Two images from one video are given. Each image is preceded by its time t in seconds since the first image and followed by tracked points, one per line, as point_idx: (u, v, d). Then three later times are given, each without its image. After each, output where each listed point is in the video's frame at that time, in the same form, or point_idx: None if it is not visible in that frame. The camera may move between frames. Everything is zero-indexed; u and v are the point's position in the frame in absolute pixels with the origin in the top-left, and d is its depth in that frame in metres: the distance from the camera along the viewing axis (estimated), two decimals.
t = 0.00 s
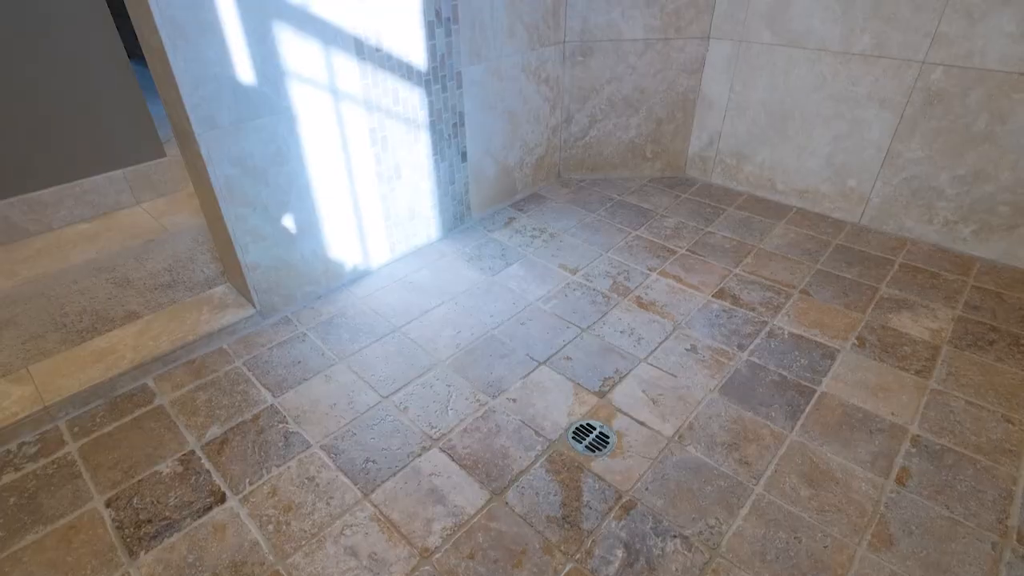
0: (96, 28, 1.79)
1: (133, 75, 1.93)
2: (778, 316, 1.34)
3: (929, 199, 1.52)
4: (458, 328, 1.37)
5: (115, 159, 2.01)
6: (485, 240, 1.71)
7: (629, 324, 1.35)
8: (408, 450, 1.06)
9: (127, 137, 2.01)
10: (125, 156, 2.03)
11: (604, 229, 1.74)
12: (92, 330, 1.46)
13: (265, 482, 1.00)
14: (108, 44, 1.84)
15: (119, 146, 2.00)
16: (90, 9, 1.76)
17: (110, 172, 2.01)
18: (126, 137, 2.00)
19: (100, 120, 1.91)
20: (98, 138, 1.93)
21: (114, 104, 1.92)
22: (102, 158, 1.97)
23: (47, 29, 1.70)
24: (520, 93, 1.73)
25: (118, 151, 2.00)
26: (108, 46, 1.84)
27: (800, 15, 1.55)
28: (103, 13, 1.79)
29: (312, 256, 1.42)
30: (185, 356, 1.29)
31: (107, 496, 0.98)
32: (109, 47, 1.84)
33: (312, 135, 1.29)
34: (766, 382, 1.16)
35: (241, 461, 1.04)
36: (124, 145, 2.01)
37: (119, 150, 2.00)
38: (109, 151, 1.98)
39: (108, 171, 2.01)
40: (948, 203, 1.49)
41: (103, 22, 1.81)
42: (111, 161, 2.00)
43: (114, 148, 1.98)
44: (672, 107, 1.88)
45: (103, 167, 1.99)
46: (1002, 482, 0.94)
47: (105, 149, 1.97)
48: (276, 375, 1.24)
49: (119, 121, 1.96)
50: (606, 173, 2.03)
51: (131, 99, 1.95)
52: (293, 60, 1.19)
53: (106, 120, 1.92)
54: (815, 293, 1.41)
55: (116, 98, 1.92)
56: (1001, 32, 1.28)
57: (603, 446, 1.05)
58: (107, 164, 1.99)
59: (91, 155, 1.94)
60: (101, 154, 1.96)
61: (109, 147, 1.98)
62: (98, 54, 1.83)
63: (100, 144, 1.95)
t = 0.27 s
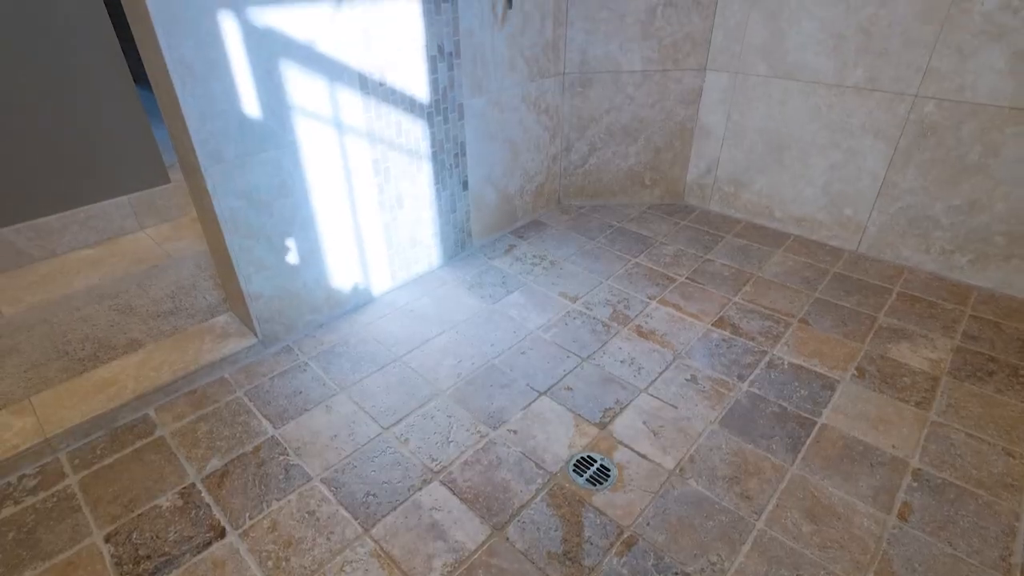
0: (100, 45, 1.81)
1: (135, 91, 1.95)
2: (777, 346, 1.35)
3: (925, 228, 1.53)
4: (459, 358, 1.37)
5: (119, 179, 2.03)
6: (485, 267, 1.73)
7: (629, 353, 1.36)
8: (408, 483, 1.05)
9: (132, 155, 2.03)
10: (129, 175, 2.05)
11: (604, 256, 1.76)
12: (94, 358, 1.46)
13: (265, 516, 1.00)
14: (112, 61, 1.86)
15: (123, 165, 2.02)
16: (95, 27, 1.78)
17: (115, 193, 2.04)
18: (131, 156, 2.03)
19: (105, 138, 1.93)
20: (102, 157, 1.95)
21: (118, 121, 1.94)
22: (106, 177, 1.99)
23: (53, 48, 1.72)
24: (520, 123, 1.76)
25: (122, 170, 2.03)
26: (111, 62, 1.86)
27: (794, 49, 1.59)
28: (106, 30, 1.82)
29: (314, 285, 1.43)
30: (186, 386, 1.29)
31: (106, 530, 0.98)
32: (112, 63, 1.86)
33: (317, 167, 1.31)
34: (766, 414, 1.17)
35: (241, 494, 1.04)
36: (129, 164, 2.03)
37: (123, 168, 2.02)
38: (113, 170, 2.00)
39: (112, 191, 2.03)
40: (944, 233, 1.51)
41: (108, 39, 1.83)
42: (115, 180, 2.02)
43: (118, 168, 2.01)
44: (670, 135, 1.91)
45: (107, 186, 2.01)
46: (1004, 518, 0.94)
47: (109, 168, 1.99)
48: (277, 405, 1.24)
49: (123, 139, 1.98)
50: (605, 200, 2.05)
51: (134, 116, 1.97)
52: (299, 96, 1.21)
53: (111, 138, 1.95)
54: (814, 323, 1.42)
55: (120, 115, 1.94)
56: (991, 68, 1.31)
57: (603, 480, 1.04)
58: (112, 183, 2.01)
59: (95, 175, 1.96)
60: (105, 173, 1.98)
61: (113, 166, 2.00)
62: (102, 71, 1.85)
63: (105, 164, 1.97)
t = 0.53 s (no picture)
0: (104, 71, 1.83)
1: (139, 115, 1.97)
2: (776, 376, 1.35)
3: (921, 257, 1.55)
4: (459, 387, 1.37)
5: (124, 204, 2.05)
6: (485, 294, 1.74)
7: (629, 383, 1.36)
8: (408, 517, 1.05)
9: (137, 180, 2.05)
10: (135, 199, 2.07)
11: (603, 283, 1.77)
12: (94, 386, 1.47)
13: (265, 550, 0.99)
14: (116, 86, 1.88)
15: (128, 190, 2.04)
16: (99, 53, 1.80)
17: (121, 217, 2.06)
18: (136, 181, 2.05)
19: (110, 163, 1.95)
20: (108, 183, 1.98)
21: (123, 146, 1.96)
22: (112, 202, 2.02)
23: (58, 74, 1.74)
24: (520, 152, 1.79)
25: (127, 195, 2.05)
26: (116, 87, 1.88)
27: (788, 82, 1.62)
28: (111, 57, 1.84)
29: (315, 313, 1.44)
30: (186, 416, 1.29)
31: (104, 566, 0.97)
32: (117, 88, 1.88)
33: (319, 199, 1.33)
34: (766, 445, 1.17)
35: (241, 528, 1.03)
36: (134, 189, 2.06)
37: (128, 193, 2.05)
38: (119, 195, 2.03)
39: (118, 216, 2.05)
40: (939, 262, 1.52)
41: (112, 65, 1.85)
42: (121, 205, 2.04)
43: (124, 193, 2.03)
44: (668, 164, 1.94)
45: (112, 211, 2.03)
46: (1006, 554, 0.93)
47: (115, 193, 2.01)
48: (277, 436, 1.24)
49: (128, 164, 2.00)
50: (604, 227, 2.07)
51: (138, 140, 1.99)
52: (303, 131, 1.24)
53: (116, 163, 1.97)
54: (812, 352, 1.42)
55: (125, 140, 1.96)
56: (980, 102, 1.34)
57: (604, 513, 1.04)
58: (117, 208, 2.04)
59: (101, 200, 1.99)
60: (110, 198, 2.01)
61: (118, 192, 2.02)
62: (107, 97, 1.87)
63: (110, 189, 1.99)
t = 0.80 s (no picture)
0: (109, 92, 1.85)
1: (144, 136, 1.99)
2: (775, 404, 1.36)
3: (916, 285, 1.56)
4: (459, 414, 1.38)
5: (129, 229, 2.07)
6: (485, 321, 1.75)
7: (628, 411, 1.36)
8: (408, 549, 1.05)
9: (143, 203, 2.07)
10: (140, 224, 2.09)
11: (603, 309, 1.78)
12: (95, 413, 1.47)
13: None
14: (121, 107, 1.90)
15: (134, 214, 2.06)
16: (105, 73, 1.82)
17: (126, 242, 2.08)
18: (137, 198, 2.05)
19: (116, 187, 1.97)
20: (114, 207, 2.00)
21: (127, 168, 1.98)
22: (117, 226, 2.04)
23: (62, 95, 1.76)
24: (519, 180, 1.81)
25: (133, 219, 2.07)
26: (120, 108, 1.90)
27: (782, 112, 1.66)
28: (115, 76, 1.85)
29: (316, 341, 1.45)
30: (187, 445, 1.30)
31: None
32: (122, 110, 1.90)
33: (322, 229, 1.35)
34: (765, 475, 1.17)
35: (239, 560, 1.03)
36: (139, 213, 2.08)
37: (134, 218, 2.07)
38: (124, 220, 2.05)
39: (123, 240, 2.07)
40: (935, 289, 1.54)
41: (117, 85, 1.87)
42: (125, 230, 2.06)
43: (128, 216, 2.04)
44: (665, 191, 1.97)
45: (118, 236, 2.05)
46: None
47: (120, 218, 2.03)
48: (277, 465, 1.24)
49: (134, 187, 2.02)
50: (603, 252, 2.09)
51: (143, 165, 2.01)
52: (307, 163, 1.26)
53: (122, 187, 1.99)
54: (810, 380, 1.43)
55: (130, 163, 1.98)
56: (970, 134, 1.36)
57: (603, 545, 1.04)
58: (122, 232, 2.06)
59: (106, 225, 2.01)
60: (117, 222, 2.03)
61: (124, 216, 2.04)
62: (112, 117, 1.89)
63: (116, 214, 2.02)
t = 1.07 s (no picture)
0: (112, 105, 1.88)
1: (147, 150, 2.01)
2: (776, 432, 1.36)
3: (914, 311, 1.58)
4: (460, 441, 1.38)
5: (134, 251, 2.10)
6: (485, 346, 1.76)
7: (629, 438, 1.37)
8: None
9: (147, 223, 2.10)
10: (145, 246, 2.13)
11: (603, 334, 1.79)
12: (97, 439, 1.47)
13: None
14: (125, 121, 1.92)
15: (139, 235, 2.09)
16: (109, 86, 1.85)
17: (131, 264, 2.11)
18: (140, 211, 2.07)
19: (120, 205, 2.01)
20: (119, 228, 2.03)
21: (130, 184, 2.01)
22: (123, 248, 2.07)
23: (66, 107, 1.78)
24: (520, 207, 1.84)
25: (138, 240, 2.10)
26: (124, 121, 1.92)
27: (779, 141, 1.69)
28: (119, 89, 1.88)
29: (319, 368, 1.46)
30: (188, 473, 1.30)
31: None
32: (126, 123, 1.93)
33: (325, 258, 1.37)
34: (766, 505, 1.17)
35: None
36: (145, 234, 2.11)
37: (139, 239, 2.10)
38: (130, 241, 2.08)
39: (128, 263, 2.10)
40: (932, 316, 1.55)
41: (121, 98, 1.90)
42: (131, 251, 2.09)
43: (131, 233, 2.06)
44: (664, 216, 2.00)
45: (123, 258, 2.08)
46: None
47: (125, 239, 2.07)
48: (278, 494, 1.24)
49: (138, 206, 2.05)
50: (604, 276, 2.11)
51: (141, 171, 2.02)
52: (312, 194, 1.29)
53: (126, 206, 2.02)
54: (810, 407, 1.43)
55: (133, 179, 2.01)
56: (963, 164, 1.39)
57: None
58: (128, 254, 2.09)
59: (112, 247, 2.04)
60: (122, 243, 2.06)
61: (129, 237, 2.07)
62: (115, 131, 1.91)
63: (121, 235, 2.05)
